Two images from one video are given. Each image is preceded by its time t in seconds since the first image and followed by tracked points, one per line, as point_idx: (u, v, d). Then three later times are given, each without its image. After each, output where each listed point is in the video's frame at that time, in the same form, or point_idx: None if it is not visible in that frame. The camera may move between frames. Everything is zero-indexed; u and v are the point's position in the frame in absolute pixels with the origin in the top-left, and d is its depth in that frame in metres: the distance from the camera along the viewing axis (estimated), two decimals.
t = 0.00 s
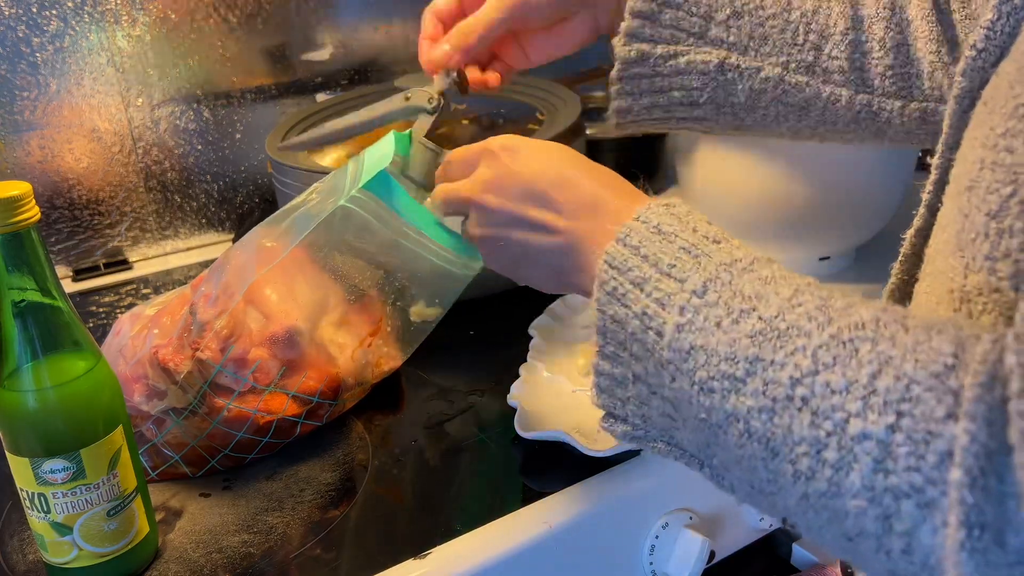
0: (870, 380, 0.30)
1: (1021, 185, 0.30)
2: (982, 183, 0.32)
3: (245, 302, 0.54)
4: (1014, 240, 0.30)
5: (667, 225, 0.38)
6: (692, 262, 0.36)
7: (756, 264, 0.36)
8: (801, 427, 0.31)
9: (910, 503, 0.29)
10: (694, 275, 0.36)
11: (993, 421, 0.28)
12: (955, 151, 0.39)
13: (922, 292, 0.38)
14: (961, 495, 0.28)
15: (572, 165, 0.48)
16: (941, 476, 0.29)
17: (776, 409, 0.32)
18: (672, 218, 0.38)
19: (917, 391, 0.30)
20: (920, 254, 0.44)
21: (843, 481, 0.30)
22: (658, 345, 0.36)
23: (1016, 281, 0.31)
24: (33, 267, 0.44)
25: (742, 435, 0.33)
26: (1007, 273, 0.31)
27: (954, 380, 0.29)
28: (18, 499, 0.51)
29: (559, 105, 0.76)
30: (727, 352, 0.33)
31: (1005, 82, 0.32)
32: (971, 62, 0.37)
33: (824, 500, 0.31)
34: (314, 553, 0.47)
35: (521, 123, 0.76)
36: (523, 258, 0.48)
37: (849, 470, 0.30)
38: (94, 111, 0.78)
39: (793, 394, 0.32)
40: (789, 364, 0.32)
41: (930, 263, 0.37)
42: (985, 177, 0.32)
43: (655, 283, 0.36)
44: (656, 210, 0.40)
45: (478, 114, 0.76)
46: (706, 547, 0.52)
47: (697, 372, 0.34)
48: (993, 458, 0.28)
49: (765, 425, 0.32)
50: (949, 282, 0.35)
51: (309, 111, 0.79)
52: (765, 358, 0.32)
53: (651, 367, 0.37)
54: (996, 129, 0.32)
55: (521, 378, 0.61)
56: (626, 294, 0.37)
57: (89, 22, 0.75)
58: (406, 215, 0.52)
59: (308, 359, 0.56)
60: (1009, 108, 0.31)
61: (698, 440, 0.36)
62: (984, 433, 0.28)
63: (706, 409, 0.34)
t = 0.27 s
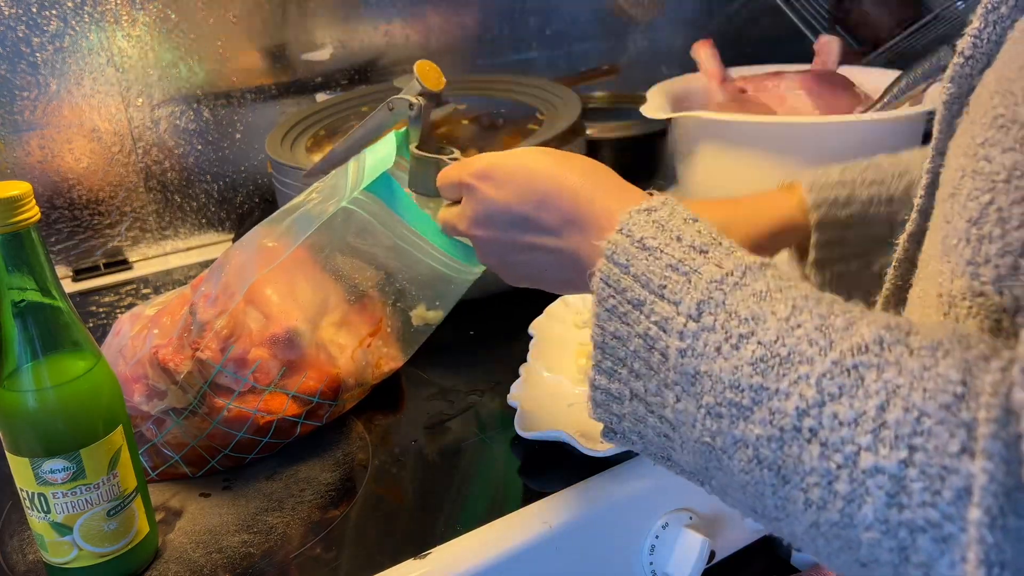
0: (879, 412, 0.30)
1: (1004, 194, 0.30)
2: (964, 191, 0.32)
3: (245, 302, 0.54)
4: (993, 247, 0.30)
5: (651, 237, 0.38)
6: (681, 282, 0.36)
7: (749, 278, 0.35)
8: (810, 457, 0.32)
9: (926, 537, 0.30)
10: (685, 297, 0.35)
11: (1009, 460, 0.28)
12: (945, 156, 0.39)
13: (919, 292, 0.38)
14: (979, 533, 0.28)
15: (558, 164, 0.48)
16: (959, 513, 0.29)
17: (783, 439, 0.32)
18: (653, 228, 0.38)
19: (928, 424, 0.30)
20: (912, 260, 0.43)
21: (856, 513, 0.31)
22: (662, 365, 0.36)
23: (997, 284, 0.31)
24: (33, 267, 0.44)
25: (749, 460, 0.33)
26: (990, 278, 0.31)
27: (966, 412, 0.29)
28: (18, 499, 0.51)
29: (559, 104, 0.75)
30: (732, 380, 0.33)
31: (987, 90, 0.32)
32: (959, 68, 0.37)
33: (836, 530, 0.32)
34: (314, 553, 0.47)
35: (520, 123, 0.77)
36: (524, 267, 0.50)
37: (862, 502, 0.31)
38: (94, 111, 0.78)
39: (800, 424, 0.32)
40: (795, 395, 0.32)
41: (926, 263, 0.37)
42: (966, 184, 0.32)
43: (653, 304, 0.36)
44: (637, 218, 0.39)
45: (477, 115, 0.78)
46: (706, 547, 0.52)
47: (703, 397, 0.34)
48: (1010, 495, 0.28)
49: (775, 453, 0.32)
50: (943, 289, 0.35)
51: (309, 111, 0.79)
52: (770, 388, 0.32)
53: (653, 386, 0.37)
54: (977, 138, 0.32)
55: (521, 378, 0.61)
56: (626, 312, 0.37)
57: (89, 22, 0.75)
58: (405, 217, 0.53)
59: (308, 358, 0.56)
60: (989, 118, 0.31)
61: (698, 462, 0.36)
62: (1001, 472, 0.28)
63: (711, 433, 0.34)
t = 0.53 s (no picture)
0: (896, 420, 0.30)
1: (1006, 196, 0.30)
2: (968, 194, 0.32)
3: (246, 302, 0.54)
4: (1001, 250, 0.31)
5: (669, 240, 0.38)
6: (697, 286, 0.36)
7: (766, 283, 0.35)
8: (827, 465, 0.32)
9: (944, 546, 0.29)
10: (701, 301, 0.36)
11: None
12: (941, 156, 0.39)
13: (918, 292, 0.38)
14: (998, 544, 0.28)
15: (573, 166, 0.48)
16: (976, 523, 0.29)
17: (799, 445, 0.32)
18: (670, 232, 0.38)
19: (945, 433, 0.29)
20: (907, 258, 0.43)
21: (873, 522, 0.31)
22: (678, 370, 0.37)
23: (1007, 287, 0.31)
24: (33, 267, 0.44)
25: (764, 466, 0.34)
26: (997, 280, 0.31)
27: (983, 421, 0.29)
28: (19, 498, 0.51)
29: (559, 105, 0.76)
30: (747, 385, 0.34)
31: (984, 91, 0.33)
32: (955, 66, 0.37)
33: (852, 538, 0.32)
34: (314, 553, 0.47)
35: (520, 124, 0.77)
36: (529, 266, 0.51)
37: (878, 511, 0.31)
38: (95, 111, 0.78)
39: (816, 431, 0.32)
40: (811, 402, 0.32)
41: (922, 262, 0.38)
42: (970, 186, 0.32)
43: (667, 308, 0.37)
44: (653, 222, 0.39)
45: (477, 115, 0.78)
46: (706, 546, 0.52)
47: (718, 402, 0.35)
48: None
49: (791, 460, 0.33)
50: (937, 287, 0.35)
51: (310, 111, 0.79)
52: (786, 394, 0.33)
53: (667, 391, 0.37)
54: (980, 139, 0.32)
55: (521, 378, 0.61)
56: (639, 316, 0.38)
57: (89, 22, 0.75)
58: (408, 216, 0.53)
59: (309, 359, 0.56)
60: (992, 119, 0.31)
61: (713, 467, 0.36)
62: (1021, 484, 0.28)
63: (727, 438, 0.35)
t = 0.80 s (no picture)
0: (889, 411, 0.29)
1: (1005, 197, 0.30)
2: (966, 197, 0.32)
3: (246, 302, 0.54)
4: (999, 254, 0.30)
5: (660, 229, 0.37)
6: (690, 277, 0.35)
7: (759, 274, 0.35)
8: (819, 456, 0.31)
9: (934, 539, 0.28)
10: (693, 291, 0.35)
11: (1022, 463, 0.27)
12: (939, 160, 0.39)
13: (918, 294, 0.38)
14: (990, 536, 0.27)
15: (562, 157, 0.48)
16: (970, 515, 0.27)
17: (792, 435, 0.31)
18: (662, 222, 0.38)
19: (939, 424, 0.28)
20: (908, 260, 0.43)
21: (864, 514, 0.30)
22: (671, 359, 0.36)
23: (1004, 292, 0.30)
24: (33, 266, 0.44)
25: (757, 458, 0.33)
26: (994, 284, 0.30)
27: (978, 414, 0.28)
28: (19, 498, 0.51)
29: (559, 106, 0.76)
30: (739, 375, 0.33)
31: (984, 95, 0.33)
32: (953, 69, 0.36)
33: (842, 530, 0.30)
34: (314, 553, 0.47)
35: (520, 123, 0.77)
36: (524, 261, 0.51)
37: (870, 502, 0.29)
38: (95, 111, 0.78)
39: (809, 422, 0.31)
40: (803, 392, 0.31)
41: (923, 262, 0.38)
42: (969, 190, 0.31)
43: (660, 298, 0.36)
44: (645, 211, 0.39)
45: (477, 115, 0.77)
46: (706, 546, 0.52)
47: (711, 392, 0.34)
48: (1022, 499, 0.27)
49: (783, 451, 0.32)
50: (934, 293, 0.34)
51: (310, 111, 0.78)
52: (778, 385, 0.32)
53: (660, 380, 0.37)
54: (979, 142, 0.31)
55: (521, 378, 0.61)
56: (634, 306, 0.37)
57: (89, 22, 0.75)
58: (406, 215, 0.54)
59: (309, 359, 0.56)
60: (992, 122, 0.31)
61: (704, 458, 0.35)
62: (1013, 476, 0.27)
63: (719, 428, 0.34)
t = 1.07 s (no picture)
0: (784, 305, 0.31)
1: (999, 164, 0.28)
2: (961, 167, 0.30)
3: (246, 302, 0.54)
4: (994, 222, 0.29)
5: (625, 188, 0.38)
6: (636, 215, 0.36)
7: (692, 207, 0.36)
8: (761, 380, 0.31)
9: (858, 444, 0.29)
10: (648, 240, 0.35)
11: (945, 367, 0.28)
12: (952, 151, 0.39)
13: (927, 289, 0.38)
14: (852, 390, 0.29)
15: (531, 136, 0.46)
16: (839, 379, 0.29)
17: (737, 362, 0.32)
18: (613, 171, 0.39)
19: (826, 310, 0.30)
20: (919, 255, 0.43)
21: (759, 394, 0.31)
22: (623, 289, 0.37)
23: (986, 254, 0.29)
24: (33, 266, 0.44)
25: (684, 364, 0.34)
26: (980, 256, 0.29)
27: (861, 300, 0.30)
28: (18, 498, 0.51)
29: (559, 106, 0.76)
30: (665, 290, 0.34)
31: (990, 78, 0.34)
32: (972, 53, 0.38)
33: (746, 414, 0.32)
34: (314, 553, 0.47)
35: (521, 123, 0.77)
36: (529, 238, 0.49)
37: (762, 381, 0.31)
38: (95, 111, 0.78)
39: (716, 321, 0.32)
40: (713, 297, 0.33)
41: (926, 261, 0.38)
42: (964, 159, 0.30)
43: (612, 237, 0.37)
44: (601, 162, 0.40)
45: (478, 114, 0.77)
46: (706, 546, 0.52)
47: (651, 311, 0.35)
48: (883, 359, 0.29)
49: (699, 352, 0.33)
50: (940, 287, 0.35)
51: (311, 111, 0.78)
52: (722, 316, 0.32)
53: (616, 310, 0.37)
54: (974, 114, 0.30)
55: (521, 378, 0.61)
56: (596, 248, 0.38)
57: (89, 22, 0.75)
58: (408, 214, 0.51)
59: (309, 360, 0.57)
60: (989, 95, 0.30)
61: (653, 376, 0.36)
62: (877, 335, 0.29)
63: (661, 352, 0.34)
